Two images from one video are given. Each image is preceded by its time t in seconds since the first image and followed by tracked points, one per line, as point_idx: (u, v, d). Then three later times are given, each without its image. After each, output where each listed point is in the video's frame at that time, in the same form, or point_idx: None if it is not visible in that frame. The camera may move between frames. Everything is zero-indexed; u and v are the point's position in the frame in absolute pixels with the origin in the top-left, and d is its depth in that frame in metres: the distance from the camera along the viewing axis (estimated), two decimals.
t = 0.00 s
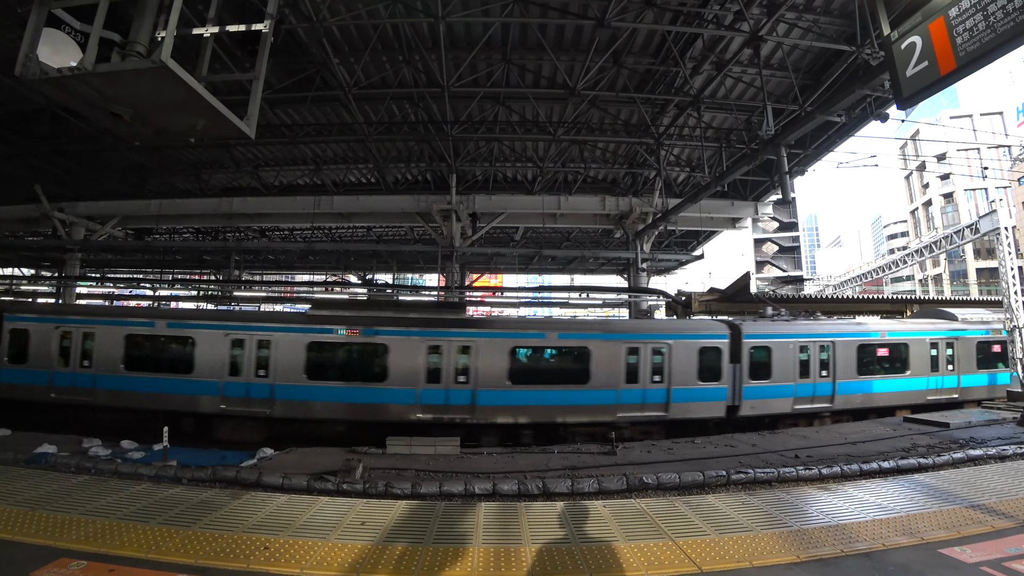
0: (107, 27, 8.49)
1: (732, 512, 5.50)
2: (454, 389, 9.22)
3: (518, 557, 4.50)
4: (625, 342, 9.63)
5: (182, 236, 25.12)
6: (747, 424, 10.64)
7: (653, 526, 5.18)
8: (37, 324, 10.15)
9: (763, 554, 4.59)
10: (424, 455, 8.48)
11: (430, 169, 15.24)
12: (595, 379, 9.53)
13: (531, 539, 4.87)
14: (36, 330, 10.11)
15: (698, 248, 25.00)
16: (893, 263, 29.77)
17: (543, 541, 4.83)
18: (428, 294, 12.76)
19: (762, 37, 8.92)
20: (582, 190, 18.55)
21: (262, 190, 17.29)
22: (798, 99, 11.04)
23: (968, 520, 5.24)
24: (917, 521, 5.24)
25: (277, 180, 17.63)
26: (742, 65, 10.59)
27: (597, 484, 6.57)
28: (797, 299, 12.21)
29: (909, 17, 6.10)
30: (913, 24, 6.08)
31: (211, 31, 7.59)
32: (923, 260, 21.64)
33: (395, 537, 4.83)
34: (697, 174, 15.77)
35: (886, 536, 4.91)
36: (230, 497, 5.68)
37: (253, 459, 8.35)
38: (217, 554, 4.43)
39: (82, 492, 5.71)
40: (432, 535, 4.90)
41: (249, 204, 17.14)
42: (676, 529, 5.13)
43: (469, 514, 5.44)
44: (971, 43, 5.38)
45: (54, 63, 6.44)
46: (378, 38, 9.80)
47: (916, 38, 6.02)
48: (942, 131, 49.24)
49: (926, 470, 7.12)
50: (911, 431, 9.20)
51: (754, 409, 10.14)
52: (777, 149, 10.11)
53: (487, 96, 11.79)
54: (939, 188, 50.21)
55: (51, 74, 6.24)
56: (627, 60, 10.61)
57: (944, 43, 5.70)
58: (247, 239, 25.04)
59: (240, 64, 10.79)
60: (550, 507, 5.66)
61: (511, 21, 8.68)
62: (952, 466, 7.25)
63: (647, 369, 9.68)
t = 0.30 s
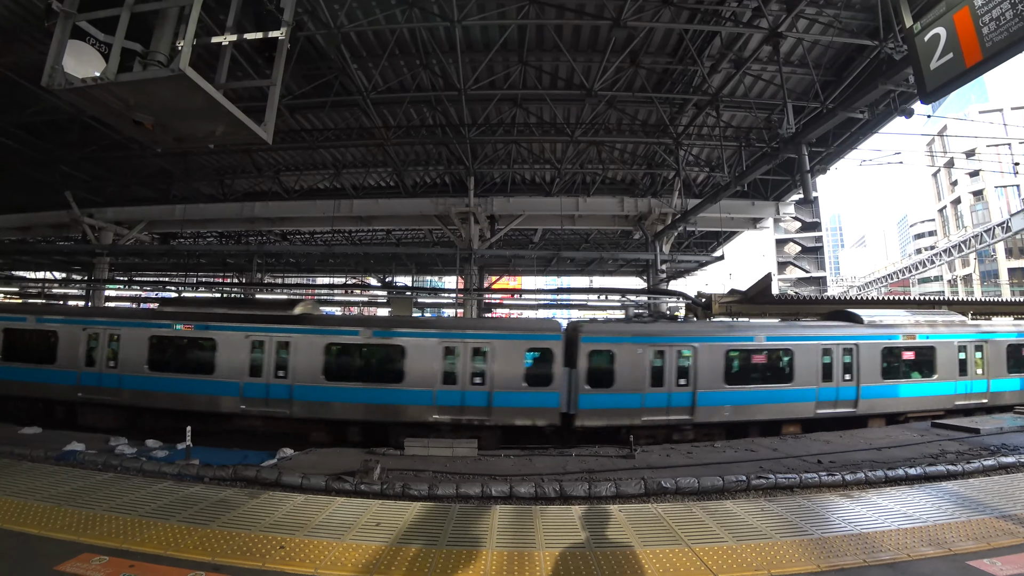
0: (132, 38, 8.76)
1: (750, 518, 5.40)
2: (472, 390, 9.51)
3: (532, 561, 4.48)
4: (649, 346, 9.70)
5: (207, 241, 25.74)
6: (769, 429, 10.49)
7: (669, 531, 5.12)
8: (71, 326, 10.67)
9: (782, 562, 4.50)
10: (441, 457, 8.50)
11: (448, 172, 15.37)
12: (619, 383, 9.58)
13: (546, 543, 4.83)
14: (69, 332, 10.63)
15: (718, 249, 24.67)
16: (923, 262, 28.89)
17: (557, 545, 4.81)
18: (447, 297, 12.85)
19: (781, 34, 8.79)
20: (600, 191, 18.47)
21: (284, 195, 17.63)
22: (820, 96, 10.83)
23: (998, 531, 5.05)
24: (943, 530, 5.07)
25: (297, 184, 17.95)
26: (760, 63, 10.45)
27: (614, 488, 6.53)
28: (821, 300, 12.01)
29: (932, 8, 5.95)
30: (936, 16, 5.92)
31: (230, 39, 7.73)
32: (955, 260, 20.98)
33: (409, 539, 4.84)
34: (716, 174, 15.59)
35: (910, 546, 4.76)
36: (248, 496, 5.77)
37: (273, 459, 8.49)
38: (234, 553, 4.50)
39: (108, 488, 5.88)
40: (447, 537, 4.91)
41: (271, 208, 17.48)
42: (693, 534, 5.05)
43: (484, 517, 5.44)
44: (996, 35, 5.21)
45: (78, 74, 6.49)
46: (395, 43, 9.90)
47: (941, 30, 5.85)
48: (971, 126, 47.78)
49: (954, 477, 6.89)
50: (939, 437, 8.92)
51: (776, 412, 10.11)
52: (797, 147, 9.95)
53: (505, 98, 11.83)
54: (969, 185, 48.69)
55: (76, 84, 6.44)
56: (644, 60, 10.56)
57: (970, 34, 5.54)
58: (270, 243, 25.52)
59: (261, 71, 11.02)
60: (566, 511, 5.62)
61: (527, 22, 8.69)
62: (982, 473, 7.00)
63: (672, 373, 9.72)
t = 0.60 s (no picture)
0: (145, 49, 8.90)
1: (763, 525, 5.32)
2: (491, 397, 9.31)
3: (542, 567, 4.45)
4: (661, 350, 9.49)
5: (219, 248, 26.02)
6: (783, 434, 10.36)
7: (680, 539, 5.05)
8: (83, 333, 10.65)
9: (796, 570, 4.42)
10: (451, 463, 8.47)
11: (458, 177, 15.46)
12: (633, 387, 9.43)
13: (556, 549, 4.80)
14: (81, 339, 10.59)
15: (729, 252, 24.51)
16: (939, 264, 28.49)
17: (568, 552, 4.76)
18: (457, 302, 12.69)
19: (791, 35, 8.76)
20: (609, 195, 18.44)
21: (295, 202, 17.80)
22: (830, 97, 10.74)
23: (1017, 538, 4.94)
24: (962, 538, 4.96)
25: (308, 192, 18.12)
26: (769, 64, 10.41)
27: (626, 493, 6.46)
28: (835, 303, 11.88)
29: (944, 6, 5.90)
30: (948, 13, 5.87)
31: (240, 49, 7.81)
32: (970, 260, 20.65)
33: (418, 545, 4.83)
34: (727, 177, 15.52)
35: (928, 553, 4.66)
36: (259, 502, 5.78)
37: (283, 465, 8.51)
38: (244, 558, 4.51)
39: (120, 494, 5.92)
40: (456, 544, 4.89)
41: (282, 215, 17.66)
42: (704, 542, 4.98)
43: (493, 523, 5.41)
44: (1010, 32, 5.14)
45: (92, 85, 6.74)
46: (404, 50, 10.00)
47: (952, 28, 5.80)
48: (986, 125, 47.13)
49: (972, 483, 6.74)
50: (957, 442, 8.76)
51: (792, 417, 9.81)
52: (808, 149, 9.88)
53: (513, 104, 11.90)
54: (984, 185, 48.00)
55: (91, 95, 6.56)
56: (653, 63, 10.54)
57: (983, 32, 5.47)
58: (281, 249, 25.76)
59: (273, 79, 11.16)
60: (576, 517, 5.58)
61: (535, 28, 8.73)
62: (1001, 479, 6.85)
63: (684, 377, 9.48)
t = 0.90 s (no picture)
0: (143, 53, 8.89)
1: (760, 529, 5.33)
2: (492, 401, 9.51)
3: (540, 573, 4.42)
4: (662, 354, 9.79)
5: (214, 252, 25.92)
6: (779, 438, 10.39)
7: (678, 543, 5.04)
8: (80, 338, 10.69)
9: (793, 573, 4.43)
10: (447, 469, 8.45)
11: (454, 182, 15.51)
12: (632, 392, 9.67)
13: (554, 555, 4.77)
14: (80, 343, 10.65)
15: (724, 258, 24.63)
16: (932, 270, 28.70)
17: (566, 557, 4.74)
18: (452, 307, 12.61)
19: (786, 42, 8.86)
20: (605, 201, 18.52)
21: (291, 206, 17.78)
22: (825, 103, 10.84)
23: (1014, 540, 4.96)
24: (958, 541, 4.97)
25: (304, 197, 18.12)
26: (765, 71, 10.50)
27: (622, 498, 6.44)
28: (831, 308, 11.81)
29: (939, 14, 5.97)
30: (943, 22, 5.94)
31: (239, 53, 7.79)
32: (963, 265, 20.80)
33: (416, 552, 4.79)
34: (722, 182, 15.62)
35: (925, 557, 4.67)
36: (254, 508, 5.74)
37: (278, 471, 8.46)
38: (240, 567, 4.46)
39: (114, 501, 5.85)
40: (453, 550, 4.87)
41: (278, 220, 17.64)
42: (700, 546, 4.97)
43: (491, 529, 5.37)
44: (1004, 41, 5.23)
45: (90, 88, 6.64)
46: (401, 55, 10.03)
47: (947, 36, 5.87)
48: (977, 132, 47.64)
49: (967, 486, 6.77)
50: (951, 445, 8.80)
51: (790, 420, 10.09)
52: (802, 155, 9.97)
53: (510, 109, 11.95)
54: (976, 191, 48.47)
55: (88, 98, 6.54)
56: (650, 69, 10.61)
57: (978, 40, 5.54)
58: (276, 254, 25.70)
59: (270, 83, 11.16)
60: (574, 522, 5.56)
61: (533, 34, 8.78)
62: (995, 482, 6.89)
63: (685, 381, 9.81)
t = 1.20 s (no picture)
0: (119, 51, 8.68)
1: (741, 529, 5.40)
2: (483, 406, 9.35)
3: None
4: (649, 359, 9.83)
5: (189, 255, 25.34)
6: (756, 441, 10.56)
7: (662, 545, 5.07)
8: (55, 344, 10.33)
9: (774, 572, 4.50)
10: (429, 474, 8.37)
11: (436, 186, 15.46)
12: (621, 396, 9.69)
13: (538, 559, 4.77)
14: (58, 349, 10.28)
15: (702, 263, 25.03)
16: (900, 275, 29.62)
17: (550, 561, 4.73)
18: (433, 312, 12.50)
19: (764, 53, 9.07)
20: (586, 207, 18.67)
21: (269, 210, 17.50)
22: (801, 112, 11.12)
23: (982, 535, 5.13)
24: (930, 537, 5.11)
25: (283, 199, 17.85)
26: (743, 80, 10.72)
27: (604, 502, 6.45)
28: (804, 313, 12.09)
29: (911, 31, 6.18)
30: (915, 38, 6.16)
31: (222, 54, 7.64)
32: (930, 271, 21.50)
33: (400, 558, 4.73)
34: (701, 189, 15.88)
35: (899, 553, 4.79)
36: (234, 517, 5.62)
37: (256, 478, 8.29)
38: None
39: (87, 511, 5.68)
40: (439, 555, 4.83)
41: (256, 223, 17.35)
42: (686, 547, 5.01)
43: (475, 534, 5.34)
44: (972, 58, 5.44)
45: (68, 86, 6.56)
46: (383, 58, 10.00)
47: (919, 52, 6.09)
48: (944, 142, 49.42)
49: (937, 483, 6.98)
50: (921, 445, 9.06)
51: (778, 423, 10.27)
52: (780, 162, 10.18)
53: (492, 115, 11.97)
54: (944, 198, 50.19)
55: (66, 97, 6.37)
56: (631, 77, 10.75)
57: (947, 57, 5.75)
58: (254, 257, 25.25)
59: (250, 85, 10.99)
60: (557, 526, 5.57)
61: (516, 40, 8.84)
62: (962, 479, 7.12)
63: (672, 386, 9.85)
